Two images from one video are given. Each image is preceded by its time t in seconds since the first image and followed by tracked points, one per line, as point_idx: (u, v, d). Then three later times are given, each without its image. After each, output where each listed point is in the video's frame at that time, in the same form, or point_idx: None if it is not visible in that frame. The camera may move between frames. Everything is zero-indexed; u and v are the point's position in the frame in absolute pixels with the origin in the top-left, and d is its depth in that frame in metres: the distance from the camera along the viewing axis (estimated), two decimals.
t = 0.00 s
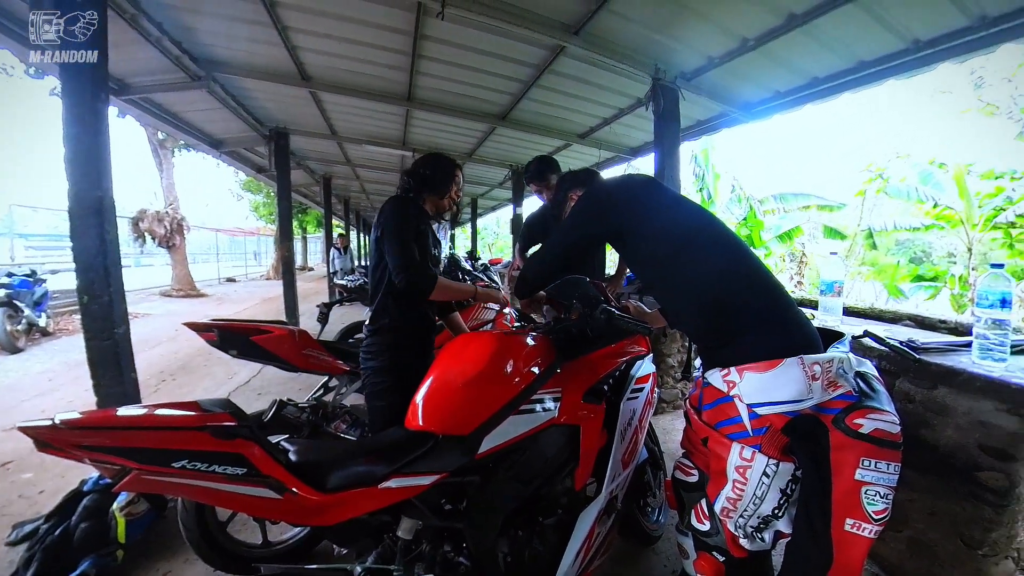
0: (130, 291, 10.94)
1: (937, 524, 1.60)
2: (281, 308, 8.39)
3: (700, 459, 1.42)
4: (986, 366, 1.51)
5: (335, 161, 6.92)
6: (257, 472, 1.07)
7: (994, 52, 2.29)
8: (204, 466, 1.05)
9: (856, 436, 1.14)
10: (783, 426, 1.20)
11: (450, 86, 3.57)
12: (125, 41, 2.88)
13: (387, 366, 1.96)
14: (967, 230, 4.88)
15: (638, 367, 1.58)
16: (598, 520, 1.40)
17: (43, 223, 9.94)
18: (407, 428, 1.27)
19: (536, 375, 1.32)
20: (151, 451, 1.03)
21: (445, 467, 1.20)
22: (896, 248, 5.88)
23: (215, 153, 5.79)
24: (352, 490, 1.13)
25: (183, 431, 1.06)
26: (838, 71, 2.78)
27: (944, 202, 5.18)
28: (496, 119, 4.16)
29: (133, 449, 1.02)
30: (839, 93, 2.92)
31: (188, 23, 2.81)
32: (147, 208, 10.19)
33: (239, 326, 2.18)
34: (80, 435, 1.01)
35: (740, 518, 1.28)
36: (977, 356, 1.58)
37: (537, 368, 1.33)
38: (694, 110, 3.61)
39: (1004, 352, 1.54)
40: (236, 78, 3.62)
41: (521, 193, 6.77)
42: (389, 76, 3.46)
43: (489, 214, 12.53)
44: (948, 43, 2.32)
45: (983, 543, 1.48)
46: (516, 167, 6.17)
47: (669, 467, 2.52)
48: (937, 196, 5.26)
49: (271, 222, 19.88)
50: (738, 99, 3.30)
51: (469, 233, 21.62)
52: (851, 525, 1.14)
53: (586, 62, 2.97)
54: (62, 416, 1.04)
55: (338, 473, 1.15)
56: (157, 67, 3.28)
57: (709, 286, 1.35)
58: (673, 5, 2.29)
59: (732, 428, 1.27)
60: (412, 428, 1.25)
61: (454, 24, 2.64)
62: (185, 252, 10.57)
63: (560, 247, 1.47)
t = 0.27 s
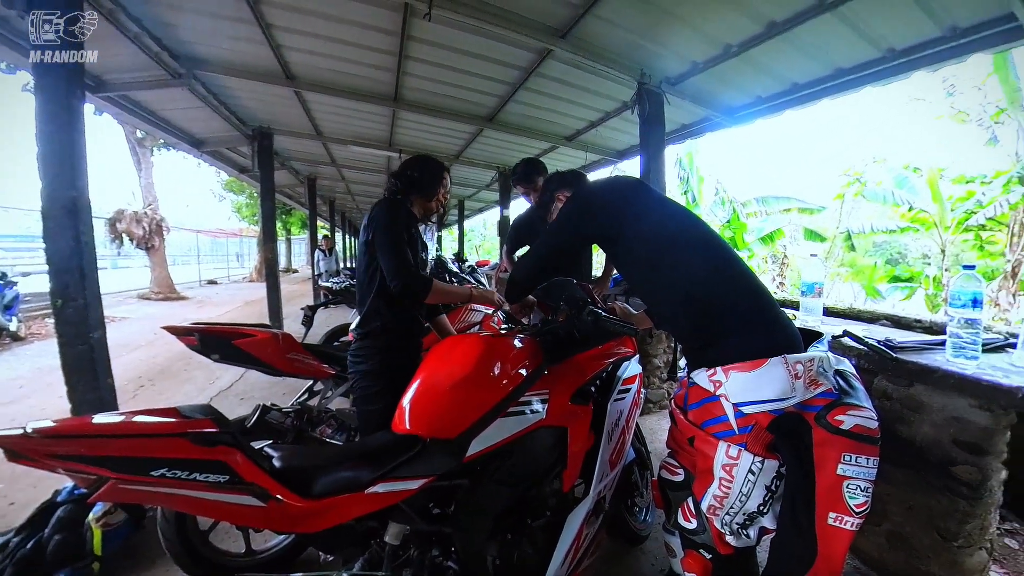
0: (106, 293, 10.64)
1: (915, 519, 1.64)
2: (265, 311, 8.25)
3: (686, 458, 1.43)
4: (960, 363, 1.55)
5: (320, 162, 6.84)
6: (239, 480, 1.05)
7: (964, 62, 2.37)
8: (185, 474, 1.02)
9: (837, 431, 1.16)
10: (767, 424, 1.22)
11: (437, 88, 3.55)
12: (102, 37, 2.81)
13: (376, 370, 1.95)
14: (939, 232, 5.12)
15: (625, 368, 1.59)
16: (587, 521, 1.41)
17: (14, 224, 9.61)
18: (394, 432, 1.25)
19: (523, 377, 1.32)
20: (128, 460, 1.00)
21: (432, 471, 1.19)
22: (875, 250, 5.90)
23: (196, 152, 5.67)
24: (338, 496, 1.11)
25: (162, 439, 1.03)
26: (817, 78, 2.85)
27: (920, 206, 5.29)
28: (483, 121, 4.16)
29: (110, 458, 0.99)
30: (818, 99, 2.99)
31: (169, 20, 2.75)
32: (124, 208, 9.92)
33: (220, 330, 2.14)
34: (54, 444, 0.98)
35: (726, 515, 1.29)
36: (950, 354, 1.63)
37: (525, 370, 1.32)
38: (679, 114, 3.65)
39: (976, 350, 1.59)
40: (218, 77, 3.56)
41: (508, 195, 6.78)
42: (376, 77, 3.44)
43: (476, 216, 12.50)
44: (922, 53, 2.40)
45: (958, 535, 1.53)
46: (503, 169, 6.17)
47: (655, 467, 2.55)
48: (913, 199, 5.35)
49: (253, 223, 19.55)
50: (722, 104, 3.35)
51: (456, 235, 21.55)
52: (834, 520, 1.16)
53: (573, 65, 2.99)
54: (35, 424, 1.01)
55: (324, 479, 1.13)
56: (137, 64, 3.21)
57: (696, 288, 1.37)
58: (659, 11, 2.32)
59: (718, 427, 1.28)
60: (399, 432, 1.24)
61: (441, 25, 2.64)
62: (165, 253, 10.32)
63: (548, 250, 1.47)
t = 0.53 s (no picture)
0: (76, 296, 10.27)
1: (890, 512, 1.69)
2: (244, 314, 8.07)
3: (671, 457, 1.45)
4: (930, 361, 1.60)
5: (301, 162, 6.73)
6: (217, 488, 1.02)
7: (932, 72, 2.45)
8: (159, 484, 0.99)
9: (816, 428, 1.19)
10: (749, 422, 1.24)
11: (421, 89, 3.53)
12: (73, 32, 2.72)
13: (361, 374, 1.92)
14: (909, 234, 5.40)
15: (609, 369, 1.60)
16: (573, 522, 1.41)
17: None
18: (378, 436, 1.24)
19: (509, 379, 1.31)
20: (99, 470, 0.96)
21: (417, 476, 1.17)
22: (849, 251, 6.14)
23: (172, 151, 5.52)
24: (321, 503, 1.09)
25: (135, 448, 1.00)
26: (794, 85, 2.92)
27: (891, 209, 5.55)
28: (467, 123, 4.15)
29: (80, 469, 0.96)
30: (794, 105, 3.06)
31: (144, 14, 2.67)
32: (95, 208, 9.60)
33: (197, 334, 2.09)
34: (19, 455, 0.94)
35: (711, 513, 1.31)
36: (921, 352, 1.68)
37: (510, 372, 1.32)
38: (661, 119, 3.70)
39: (945, 348, 1.65)
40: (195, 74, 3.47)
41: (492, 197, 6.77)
42: (359, 76, 3.40)
43: (460, 218, 12.46)
44: (892, 62, 2.48)
45: (930, 525, 1.58)
46: (487, 170, 6.17)
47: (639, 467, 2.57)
48: (885, 203, 5.58)
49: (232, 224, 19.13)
50: (703, 109, 3.41)
51: (440, 236, 21.46)
52: (815, 515, 1.18)
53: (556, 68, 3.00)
54: None
55: (307, 486, 1.11)
56: (109, 59, 3.11)
57: (679, 290, 1.38)
58: (641, 16, 2.34)
59: (702, 426, 1.30)
60: (383, 436, 1.22)
61: (425, 26, 2.62)
62: (138, 255, 10.02)
63: (532, 253, 1.47)
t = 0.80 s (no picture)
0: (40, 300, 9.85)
1: (864, 505, 1.73)
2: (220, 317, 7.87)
3: (654, 456, 1.46)
4: (901, 358, 1.64)
5: (279, 161, 6.60)
6: (190, 500, 0.98)
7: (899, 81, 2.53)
8: (128, 497, 0.95)
9: (794, 425, 1.21)
10: (730, 421, 1.25)
11: (403, 89, 3.49)
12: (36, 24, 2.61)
13: (340, 378, 1.87)
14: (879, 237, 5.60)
15: (592, 370, 1.60)
16: (557, 523, 1.40)
17: None
18: (359, 441, 1.21)
19: (492, 381, 1.30)
20: (63, 483, 0.92)
21: (399, 482, 1.15)
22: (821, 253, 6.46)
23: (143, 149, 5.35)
24: (301, 512, 1.05)
25: (102, 459, 0.95)
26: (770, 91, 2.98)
27: (862, 212, 5.73)
28: (449, 124, 4.12)
29: (42, 482, 0.91)
30: (770, 111, 3.12)
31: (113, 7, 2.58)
32: (61, 208, 9.23)
33: (170, 339, 2.01)
34: None
35: (693, 511, 1.32)
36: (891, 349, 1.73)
37: (493, 375, 1.31)
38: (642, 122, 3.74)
39: (914, 345, 1.70)
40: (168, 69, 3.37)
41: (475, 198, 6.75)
42: (339, 75, 3.35)
43: (442, 219, 12.40)
44: (862, 72, 2.55)
45: (902, 517, 1.63)
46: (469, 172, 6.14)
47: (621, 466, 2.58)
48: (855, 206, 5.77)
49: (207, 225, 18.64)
50: (682, 113, 3.45)
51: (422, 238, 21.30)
52: (794, 510, 1.20)
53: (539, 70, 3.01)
54: None
55: (285, 495, 1.07)
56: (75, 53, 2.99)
57: (661, 293, 1.39)
58: (622, 20, 2.36)
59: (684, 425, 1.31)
60: (363, 442, 1.19)
61: (407, 26, 2.59)
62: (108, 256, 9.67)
63: (514, 255, 1.46)
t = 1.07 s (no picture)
0: None
1: (843, 503, 1.75)
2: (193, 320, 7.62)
3: (637, 461, 1.44)
4: (879, 358, 1.66)
5: (255, 161, 6.43)
6: (151, 525, 0.92)
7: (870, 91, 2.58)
8: (81, 524, 0.90)
9: (776, 428, 1.21)
10: (715, 425, 1.24)
11: (383, 89, 3.43)
12: None
13: (317, 385, 1.81)
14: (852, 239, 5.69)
15: (575, 375, 1.57)
16: (542, 532, 1.37)
17: None
18: (335, 454, 1.15)
19: (474, 389, 1.26)
20: (11, 510, 0.87)
21: (377, 496, 1.10)
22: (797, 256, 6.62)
23: (110, 146, 5.14)
24: (274, 532, 1.00)
25: (53, 484, 0.89)
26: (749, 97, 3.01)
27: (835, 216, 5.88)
28: (430, 125, 4.07)
29: None
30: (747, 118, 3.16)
31: None
32: (22, 208, 8.82)
33: (136, 347, 1.93)
34: None
35: (679, 516, 1.30)
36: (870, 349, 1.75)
37: (475, 382, 1.27)
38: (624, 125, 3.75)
39: (890, 344, 1.73)
40: (136, 64, 3.23)
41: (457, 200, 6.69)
42: (317, 73, 3.26)
43: (424, 220, 12.30)
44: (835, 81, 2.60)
45: (879, 514, 1.66)
46: (451, 174, 6.09)
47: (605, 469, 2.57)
48: (829, 210, 5.93)
49: (180, 225, 18.09)
50: (664, 116, 3.47)
51: (403, 239, 21.09)
52: (777, 512, 1.20)
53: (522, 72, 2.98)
54: None
55: (256, 514, 1.01)
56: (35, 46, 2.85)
57: (645, 298, 1.37)
58: (605, 22, 2.35)
59: (670, 431, 1.29)
60: (339, 455, 1.14)
61: (387, 24, 2.54)
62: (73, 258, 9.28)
63: (497, 259, 1.44)
